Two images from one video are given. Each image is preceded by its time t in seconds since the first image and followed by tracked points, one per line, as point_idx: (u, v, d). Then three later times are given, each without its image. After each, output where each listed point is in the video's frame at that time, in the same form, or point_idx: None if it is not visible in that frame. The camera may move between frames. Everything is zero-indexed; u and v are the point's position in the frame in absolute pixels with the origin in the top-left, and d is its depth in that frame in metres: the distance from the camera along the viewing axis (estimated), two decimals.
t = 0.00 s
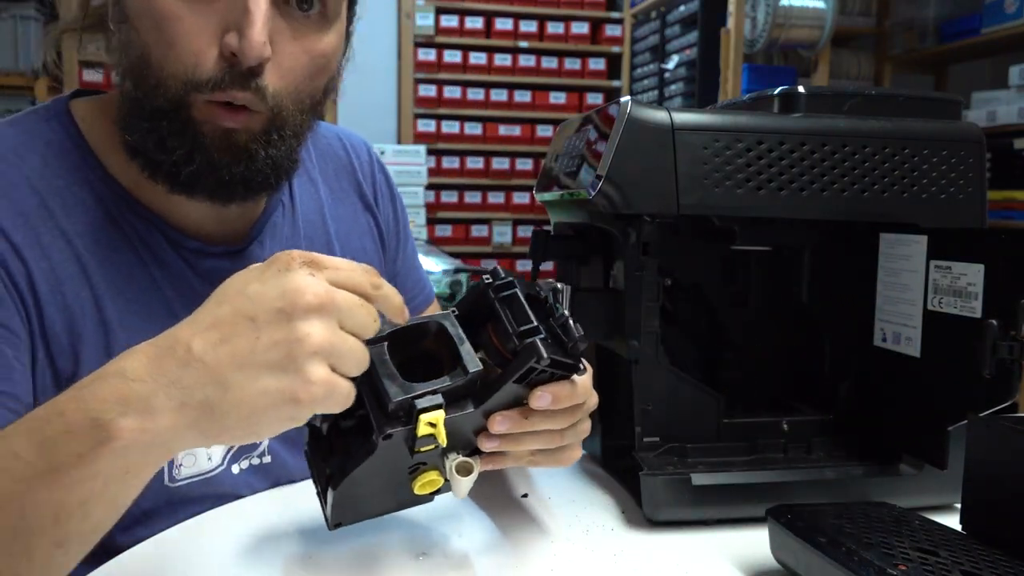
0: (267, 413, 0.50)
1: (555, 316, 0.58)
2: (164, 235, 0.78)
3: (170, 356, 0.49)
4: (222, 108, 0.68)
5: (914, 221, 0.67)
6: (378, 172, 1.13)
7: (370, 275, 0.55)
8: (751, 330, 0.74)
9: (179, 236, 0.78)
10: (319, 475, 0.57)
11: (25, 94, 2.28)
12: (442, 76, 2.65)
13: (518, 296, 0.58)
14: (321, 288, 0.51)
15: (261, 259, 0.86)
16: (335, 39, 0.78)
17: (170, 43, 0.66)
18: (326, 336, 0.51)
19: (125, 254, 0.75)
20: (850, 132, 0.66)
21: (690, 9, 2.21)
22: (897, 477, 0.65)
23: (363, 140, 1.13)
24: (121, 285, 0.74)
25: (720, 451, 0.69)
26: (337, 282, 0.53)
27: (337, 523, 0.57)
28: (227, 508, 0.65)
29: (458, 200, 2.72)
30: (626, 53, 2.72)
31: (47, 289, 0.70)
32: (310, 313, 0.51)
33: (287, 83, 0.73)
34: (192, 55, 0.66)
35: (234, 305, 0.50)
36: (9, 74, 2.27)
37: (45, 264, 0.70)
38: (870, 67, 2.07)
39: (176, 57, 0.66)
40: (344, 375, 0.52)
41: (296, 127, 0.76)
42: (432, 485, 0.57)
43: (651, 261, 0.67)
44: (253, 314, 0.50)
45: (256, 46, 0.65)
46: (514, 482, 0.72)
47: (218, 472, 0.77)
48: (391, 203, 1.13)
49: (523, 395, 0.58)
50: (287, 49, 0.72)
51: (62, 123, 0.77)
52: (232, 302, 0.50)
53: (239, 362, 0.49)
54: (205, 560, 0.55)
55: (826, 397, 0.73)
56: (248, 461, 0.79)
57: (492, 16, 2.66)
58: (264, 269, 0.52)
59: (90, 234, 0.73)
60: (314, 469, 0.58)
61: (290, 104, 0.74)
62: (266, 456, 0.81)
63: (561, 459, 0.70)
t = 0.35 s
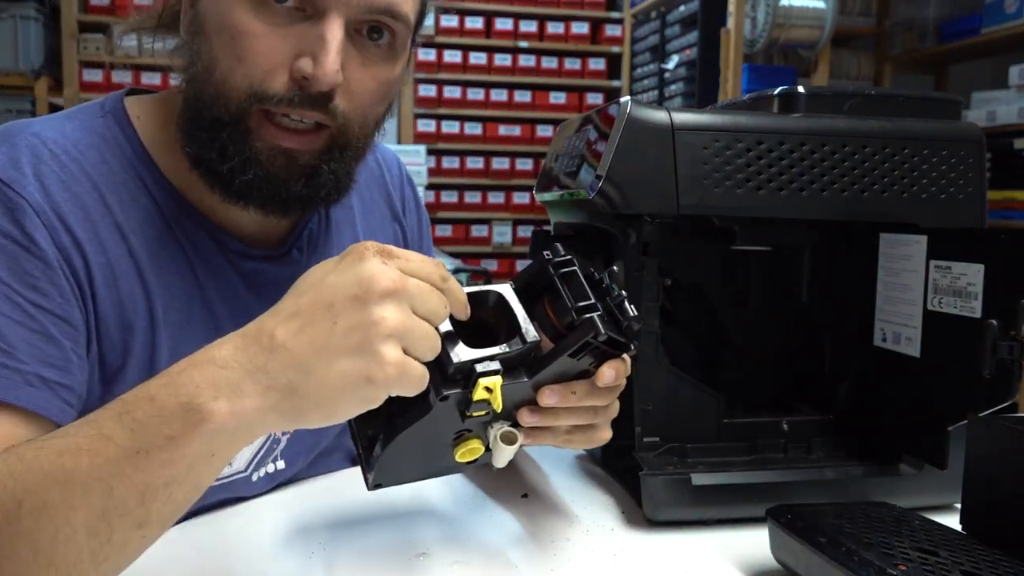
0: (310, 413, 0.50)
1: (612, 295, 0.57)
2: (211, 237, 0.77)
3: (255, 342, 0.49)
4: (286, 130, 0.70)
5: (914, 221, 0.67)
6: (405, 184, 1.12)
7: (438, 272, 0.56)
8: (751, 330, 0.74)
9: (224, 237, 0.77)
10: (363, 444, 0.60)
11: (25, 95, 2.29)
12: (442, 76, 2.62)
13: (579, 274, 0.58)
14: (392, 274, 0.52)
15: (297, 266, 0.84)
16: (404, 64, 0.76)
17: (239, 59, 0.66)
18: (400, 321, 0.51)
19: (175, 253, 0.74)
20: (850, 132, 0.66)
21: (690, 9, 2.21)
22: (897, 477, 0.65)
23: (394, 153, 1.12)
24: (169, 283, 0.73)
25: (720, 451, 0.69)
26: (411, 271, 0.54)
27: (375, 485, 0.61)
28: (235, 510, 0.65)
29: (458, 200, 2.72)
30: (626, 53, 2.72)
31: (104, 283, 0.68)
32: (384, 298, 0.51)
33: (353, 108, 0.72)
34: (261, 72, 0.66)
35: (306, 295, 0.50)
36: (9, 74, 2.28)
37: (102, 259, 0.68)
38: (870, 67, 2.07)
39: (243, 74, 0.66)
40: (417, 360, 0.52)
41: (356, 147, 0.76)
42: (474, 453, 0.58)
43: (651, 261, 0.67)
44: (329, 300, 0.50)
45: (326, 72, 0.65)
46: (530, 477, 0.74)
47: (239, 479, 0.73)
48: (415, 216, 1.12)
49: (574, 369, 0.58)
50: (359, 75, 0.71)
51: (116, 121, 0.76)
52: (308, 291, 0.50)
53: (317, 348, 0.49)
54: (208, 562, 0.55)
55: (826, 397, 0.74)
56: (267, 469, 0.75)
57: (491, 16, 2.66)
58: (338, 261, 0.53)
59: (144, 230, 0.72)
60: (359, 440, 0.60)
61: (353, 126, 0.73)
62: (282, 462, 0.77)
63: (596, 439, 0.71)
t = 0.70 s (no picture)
0: (305, 440, 0.51)
1: (594, 305, 0.58)
2: (228, 245, 0.77)
3: (253, 369, 0.50)
4: (304, 126, 0.69)
5: (914, 221, 0.67)
6: (416, 186, 1.12)
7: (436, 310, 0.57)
8: (750, 331, 0.74)
9: (238, 242, 0.77)
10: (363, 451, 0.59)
11: (26, 95, 2.29)
12: (442, 75, 2.62)
13: (560, 283, 0.58)
14: (392, 309, 0.54)
15: (310, 268, 0.84)
16: (417, 68, 0.75)
17: (255, 66, 0.67)
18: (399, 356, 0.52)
19: (191, 261, 0.75)
20: (849, 132, 0.66)
21: (690, 9, 2.21)
22: (896, 477, 0.65)
23: (406, 155, 1.11)
24: (184, 291, 0.73)
25: (720, 451, 0.69)
26: (412, 307, 0.56)
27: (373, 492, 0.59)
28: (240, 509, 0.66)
29: (458, 200, 2.72)
30: (626, 53, 2.72)
31: (118, 292, 0.68)
32: (385, 334, 0.53)
33: (367, 112, 0.72)
34: (275, 78, 0.66)
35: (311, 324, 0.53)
36: (9, 74, 2.28)
37: (116, 268, 0.68)
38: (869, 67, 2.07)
39: (259, 80, 0.67)
40: (412, 396, 0.53)
41: (371, 150, 0.76)
42: (467, 460, 0.58)
43: (651, 261, 0.67)
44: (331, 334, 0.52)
45: (340, 80, 0.65)
46: (532, 478, 0.73)
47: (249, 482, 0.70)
48: (429, 218, 1.11)
49: (559, 380, 0.59)
50: (371, 80, 0.70)
51: (135, 130, 0.77)
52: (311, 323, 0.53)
53: (317, 378, 0.50)
54: (208, 562, 0.55)
55: (826, 397, 0.74)
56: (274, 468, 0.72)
57: (491, 16, 2.66)
58: (343, 295, 0.55)
59: (160, 239, 0.73)
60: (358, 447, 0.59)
61: (369, 129, 0.74)
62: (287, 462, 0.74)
63: (591, 445, 0.71)
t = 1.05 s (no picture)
0: (289, 441, 0.51)
1: (575, 310, 0.58)
2: (224, 241, 0.78)
3: (238, 368, 0.50)
4: (323, 148, 0.71)
5: (914, 221, 0.67)
6: (416, 185, 1.12)
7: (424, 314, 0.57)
8: (750, 331, 0.74)
9: (235, 239, 0.78)
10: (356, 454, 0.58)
11: (25, 96, 2.29)
12: (442, 76, 2.62)
13: (542, 289, 0.58)
14: (381, 314, 0.54)
15: (309, 267, 0.85)
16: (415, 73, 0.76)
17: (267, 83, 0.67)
18: (387, 362, 0.52)
19: (187, 257, 0.75)
20: (850, 133, 0.66)
21: (691, 9, 2.21)
22: (896, 477, 0.65)
23: (405, 153, 1.12)
24: (179, 287, 0.74)
25: (721, 451, 0.69)
26: (403, 314, 0.56)
27: (368, 493, 0.59)
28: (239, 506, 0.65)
29: (458, 200, 2.72)
30: (626, 53, 2.72)
31: (110, 289, 0.68)
32: (374, 341, 0.52)
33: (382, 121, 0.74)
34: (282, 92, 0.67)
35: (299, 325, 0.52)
36: (9, 74, 2.29)
37: (109, 264, 0.69)
38: (869, 67, 2.07)
39: (271, 96, 0.68)
40: (397, 402, 0.53)
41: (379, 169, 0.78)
42: (457, 464, 0.57)
43: (651, 261, 0.67)
44: (319, 336, 0.51)
45: (365, 108, 0.66)
46: (532, 480, 0.73)
47: (247, 480, 0.71)
48: (431, 216, 1.11)
49: (543, 385, 0.59)
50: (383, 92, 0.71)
51: (132, 127, 0.77)
52: (299, 323, 0.52)
53: (301, 381, 0.50)
54: (205, 561, 0.55)
55: (825, 397, 0.74)
56: (273, 465, 0.73)
57: (491, 16, 2.66)
58: (333, 296, 0.55)
59: (155, 235, 0.73)
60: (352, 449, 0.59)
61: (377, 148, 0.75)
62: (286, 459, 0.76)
63: (585, 448, 0.71)
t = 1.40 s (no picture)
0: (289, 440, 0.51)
1: (574, 322, 0.58)
2: (223, 235, 0.79)
3: (262, 344, 0.50)
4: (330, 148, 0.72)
5: (914, 221, 0.67)
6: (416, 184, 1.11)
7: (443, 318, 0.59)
8: (751, 331, 0.74)
9: (235, 234, 0.79)
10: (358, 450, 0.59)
11: (25, 96, 2.29)
12: (442, 76, 2.63)
13: (542, 299, 0.58)
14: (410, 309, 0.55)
15: (310, 266, 0.86)
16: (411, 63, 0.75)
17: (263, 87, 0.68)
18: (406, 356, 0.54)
19: (183, 248, 0.76)
20: (850, 133, 0.66)
21: (690, 9, 2.21)
22: (896, 477, 0.65)
23: (405, 152, 1.11)
24: (174, 277, 0.75)
25: (720, 451, 0.69)
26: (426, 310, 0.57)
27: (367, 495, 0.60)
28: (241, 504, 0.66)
29: (458, 200, 2.72)
30: (626, 53, 2.72)
31: (108, 274, 0.70)
32: (399, 333, 0.53)
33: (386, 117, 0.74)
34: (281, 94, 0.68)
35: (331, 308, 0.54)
36: (9, 74, 2.29)
37: (109, 250, 0.70)
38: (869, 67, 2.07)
39: (268, 99, 0.68)
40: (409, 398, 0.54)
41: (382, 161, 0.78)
42: (455, 468, 0.58)
43: (651, 261, 0.67)
44: (350, 322, 0.53)
45: (370, 109, 0.67)
46: (532, 479, 0.73)
47: (242, 473, 0.75)
48: (431, 214, 1.11)
49: (542, 394, 0.59)
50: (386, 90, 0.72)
51: (134, 119, 0.78)
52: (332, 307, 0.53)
53: (328, 362, 0.51)
54: (206, 560, 0.55)
55: (826, 397, 0.73)
56: (270, 464, 0.77)
57: (491, 16, 2.66)
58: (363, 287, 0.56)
59: (155, 225, 0.75)
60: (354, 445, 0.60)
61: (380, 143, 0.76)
62: (286, 457, 0.79)
63: (585, 454, 0.71)
